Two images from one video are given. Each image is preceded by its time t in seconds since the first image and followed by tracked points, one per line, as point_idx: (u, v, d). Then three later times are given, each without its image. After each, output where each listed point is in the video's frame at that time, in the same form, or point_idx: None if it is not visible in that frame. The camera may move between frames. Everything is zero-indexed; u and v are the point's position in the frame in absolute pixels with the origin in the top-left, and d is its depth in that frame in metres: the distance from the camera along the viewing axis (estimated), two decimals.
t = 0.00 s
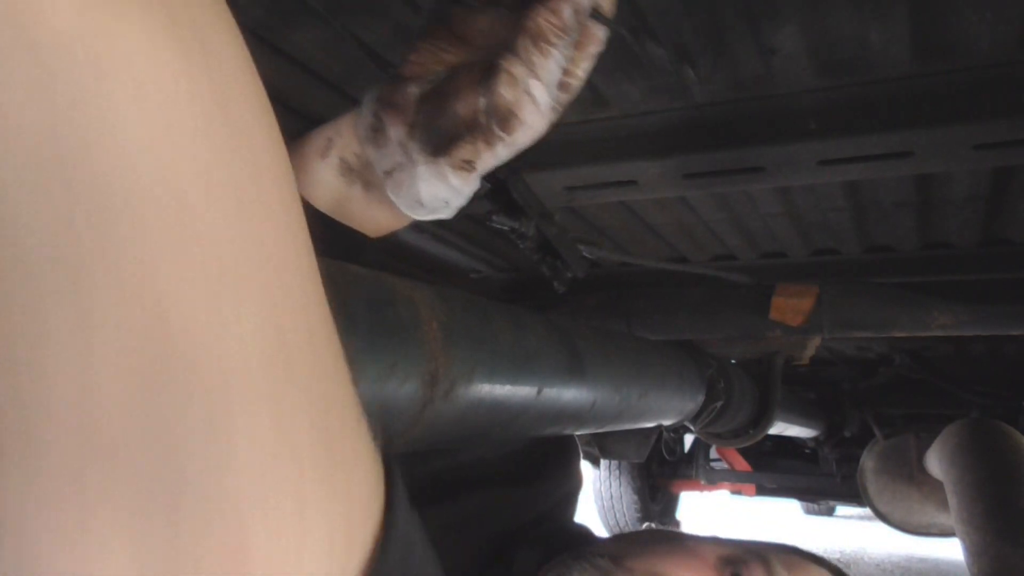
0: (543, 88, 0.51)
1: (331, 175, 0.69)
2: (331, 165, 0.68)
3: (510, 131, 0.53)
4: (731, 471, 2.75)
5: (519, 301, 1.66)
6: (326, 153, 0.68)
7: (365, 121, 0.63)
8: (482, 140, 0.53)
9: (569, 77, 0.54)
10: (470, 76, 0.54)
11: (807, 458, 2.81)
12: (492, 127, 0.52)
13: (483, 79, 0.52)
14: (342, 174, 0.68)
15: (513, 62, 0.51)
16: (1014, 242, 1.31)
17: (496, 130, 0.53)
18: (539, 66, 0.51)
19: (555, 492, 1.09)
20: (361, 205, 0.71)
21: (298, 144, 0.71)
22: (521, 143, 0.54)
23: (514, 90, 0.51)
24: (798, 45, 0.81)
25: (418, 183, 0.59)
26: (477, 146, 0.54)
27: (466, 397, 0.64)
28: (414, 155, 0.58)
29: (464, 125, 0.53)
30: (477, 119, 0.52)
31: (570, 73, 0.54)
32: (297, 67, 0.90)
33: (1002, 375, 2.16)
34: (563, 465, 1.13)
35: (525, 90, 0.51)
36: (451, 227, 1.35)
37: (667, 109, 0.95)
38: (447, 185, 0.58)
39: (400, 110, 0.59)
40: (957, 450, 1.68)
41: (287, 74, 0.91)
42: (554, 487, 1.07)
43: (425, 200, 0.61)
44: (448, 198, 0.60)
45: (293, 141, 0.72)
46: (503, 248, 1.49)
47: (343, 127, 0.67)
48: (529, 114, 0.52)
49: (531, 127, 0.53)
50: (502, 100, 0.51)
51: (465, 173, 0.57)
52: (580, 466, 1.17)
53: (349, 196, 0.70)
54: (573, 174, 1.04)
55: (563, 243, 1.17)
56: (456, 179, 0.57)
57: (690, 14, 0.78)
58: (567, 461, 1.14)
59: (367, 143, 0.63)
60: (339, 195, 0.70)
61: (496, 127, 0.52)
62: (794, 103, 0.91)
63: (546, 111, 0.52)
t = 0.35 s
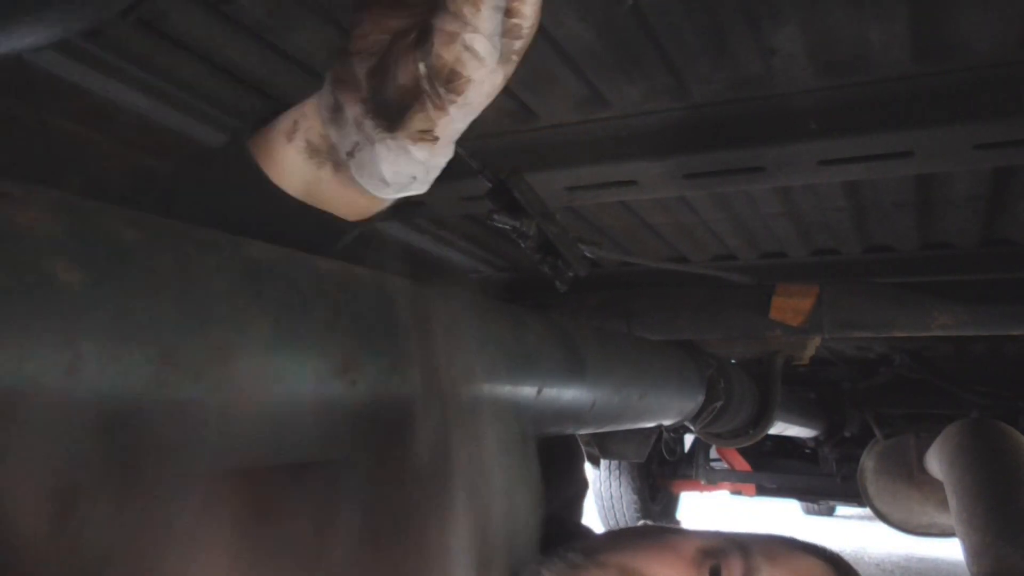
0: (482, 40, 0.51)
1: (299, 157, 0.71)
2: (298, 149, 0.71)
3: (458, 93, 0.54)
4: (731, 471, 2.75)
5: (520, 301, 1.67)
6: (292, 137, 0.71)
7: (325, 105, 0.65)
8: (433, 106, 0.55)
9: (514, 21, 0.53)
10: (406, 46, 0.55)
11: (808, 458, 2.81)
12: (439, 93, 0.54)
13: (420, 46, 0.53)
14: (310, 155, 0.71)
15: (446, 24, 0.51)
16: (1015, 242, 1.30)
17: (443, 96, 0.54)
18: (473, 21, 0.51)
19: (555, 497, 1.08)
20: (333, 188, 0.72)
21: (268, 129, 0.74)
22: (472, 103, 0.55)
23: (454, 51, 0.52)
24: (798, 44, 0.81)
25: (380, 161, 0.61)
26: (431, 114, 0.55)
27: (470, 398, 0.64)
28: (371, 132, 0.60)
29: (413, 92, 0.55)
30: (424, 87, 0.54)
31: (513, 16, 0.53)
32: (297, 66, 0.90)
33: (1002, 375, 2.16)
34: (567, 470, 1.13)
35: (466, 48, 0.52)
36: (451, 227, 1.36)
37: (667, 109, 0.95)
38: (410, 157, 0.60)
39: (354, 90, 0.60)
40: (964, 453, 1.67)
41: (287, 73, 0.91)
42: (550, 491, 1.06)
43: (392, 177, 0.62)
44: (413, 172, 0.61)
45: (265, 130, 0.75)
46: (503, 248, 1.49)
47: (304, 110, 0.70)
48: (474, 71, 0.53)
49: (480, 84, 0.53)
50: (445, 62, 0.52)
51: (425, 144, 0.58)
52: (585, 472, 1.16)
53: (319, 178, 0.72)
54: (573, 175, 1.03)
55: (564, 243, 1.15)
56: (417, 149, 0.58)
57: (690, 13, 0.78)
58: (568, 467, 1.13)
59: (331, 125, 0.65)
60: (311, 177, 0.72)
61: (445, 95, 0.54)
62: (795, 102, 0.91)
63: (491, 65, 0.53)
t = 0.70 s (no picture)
0: (505, 30, 0.52)
1: (302, 149, 0.71)
2: (301, 140, 0.71)
3: (475, 80, 0.55)
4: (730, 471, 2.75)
5: (520, 300, 1.68)
6: (295, 128, 0.71)
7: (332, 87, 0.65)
8: (446, 90, 0.56)
9: (534, 15, 0.54)
10: (426, 31, 0.56)
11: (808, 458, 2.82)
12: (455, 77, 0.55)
13: (443, 28, 0.54)
14: (313, 146, 0.71)
15: (470, 8, 0.52)
16: (1016, 242, 1.30)
17: (459, 81, 0.55)
18: (498, 9, 0.52)
19: (556, 496, 1.09)
20: (336, 178, 0.73)
21: (268, 124, 0.74)
22: (487, 91, 0.55)
23: (475, 37, 0.53)
24: (798, 44, 0.81)
25: (386, 143, 0.62)
26: (443, 99, 0.57)
27: (468, 395, 0.64)
28: (379, 114, 0.60)
29: (427, 77, 0.56)
30: (440, 71, 0.55)
31: (536, 9, 0.54)
32: (297, 66, 0.90)
33: (1003, 375, 2.16)
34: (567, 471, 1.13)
35: (488, 34, 0.52)
36: (452, 227, 1.36)
37: (667, 109, 0.95)
38: (417, 143, 0.61)
39: (365, 70, 0.61)
40: (964, 453, 1.67)
41: (287, 72, 0.91)
42: (545, 495, 1.07)
43: (396, 160, 0.63)
44: (417, 157, 0.62)
45: (262, 127, 0.76)
46: (503, 248, 1.49)
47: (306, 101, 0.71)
48: (493, 59, 0.54)
49: (497, 72, 0.54)
50: (465, 47, 0.53)
51: (432, 130, 0.59)
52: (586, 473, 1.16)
53: (321, 170, 0.73)
54: (573, 175, 1.03)
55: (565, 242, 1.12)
56: (424, 134, 0.59)
57: (689, 14, 0.78)
58: (568, 467, 1.14)
59: (335, 109, 0.65)
60: (315, 169, 0.73)
61: (460, 80, 0.55)
62: (795, 102, 0.91)
63: (511, 53, 0.54)
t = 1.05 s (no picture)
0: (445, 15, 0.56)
1: (293, 155, 0.73)
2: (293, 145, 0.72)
3: (422, 70, 0.58)
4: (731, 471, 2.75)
5: (520, 300, 1.68)
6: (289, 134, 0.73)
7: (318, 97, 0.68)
8: (401, 83, 0.58)
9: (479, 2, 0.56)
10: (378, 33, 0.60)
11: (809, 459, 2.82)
12: (403, 71, 0.58)
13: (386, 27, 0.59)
14: (302, 151, 0.72)
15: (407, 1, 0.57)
16: (1016, 242, 1.30)
17: (407, 74, 0.58)
18: None
19: (558, 497, 1.09)
20: (324, 182, 0.74)
21: (265, 133, 0.76)
22: (438, 80, 0.58)
23: (415, 27, 0.57)
24: (798, 44, 0.82)
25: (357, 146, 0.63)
26: (400, 93, 0.59)
27: (467, 396, 0.64)
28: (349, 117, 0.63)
29: (383, 72, 0.59)
30: (390, 66, 0.58)
31: None
32: (298, 67, 0.90)
33: (1002, 375, 2.16)
34: (568, 476, 1.13)
35: (425, 23, 0.56)
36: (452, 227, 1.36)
37: (667, 109, 0.95)
38: (387, 142, 0.62)
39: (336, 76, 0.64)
40: (964, 453, 1.67)
41: (288, 73, 0.91)
42: (546, 494, 1.07)
43: (371, 161, 0.64)
44: (391, 156, 0.63)
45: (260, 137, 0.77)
46: (503, 249, 1.49)
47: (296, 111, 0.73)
48: (435, 47, 0.57)
49: (443, 59, 0.58)
50: (406, 37, 0.57)
51: (400, 126, 0.60)
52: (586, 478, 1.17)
53: (310, 175, 0.73)
54: (573, 175, 1.03)
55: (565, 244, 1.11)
56: (393, 132, 0.61)
57: (689, 14, 0.78)
58: (568, 467, 1.14)
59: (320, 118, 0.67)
60: (305, 175, 0.74)
61: (412, 69, 0.58)
62: (796, 102, 0.91)
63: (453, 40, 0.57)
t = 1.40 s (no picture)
0: (407, 27, 0.56)
1: (291, 158, 0.73)
2: (290, 148, 0.72)
3: (398, 83, 0.58)
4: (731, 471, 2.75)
5: (519, 301, 1.68)
6: (286, 137, 0.73)
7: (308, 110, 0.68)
8: (380, 99, 0.59)
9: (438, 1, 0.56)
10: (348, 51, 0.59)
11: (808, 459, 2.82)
12: (379, 88, 0.58)
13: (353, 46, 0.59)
14: (300, 156, 0.72)
15: (369, 20, 0.56)
16: (1016, 242, 1.30)
17: (384, 90, 0.58)
18: (395, 13, 0.55)
19: (558, 497, 1.10)
20: (321, 186, 0.74)
21: (263, 135, 0.76)
22: (414, 89, 0.59)
23: (381, 44, 0.56)
24: (798, 44, 0.81)
25: (349, 163, 0.64)
26: (381, 107, 0.59)
27: (467, 396, 0.64)
28: (337, 134, 0.64)
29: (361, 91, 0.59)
30: (366, 85, 0.59)
31: None
32: (297, 66, 0.90)
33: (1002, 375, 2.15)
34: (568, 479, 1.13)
35: (390, 38, 0.56)
36: (453, 227, 1.37)
37: (667, 109, 0.95)
38: (378, 155, 0.62)
39: (321, 92, 0.64)
40: (965, 453, 1.67)
41: (287, 73, 0.91)
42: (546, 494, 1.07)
43: (364, 175, 0.65)
44: (384, 169, 0.63)
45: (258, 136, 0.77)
46: (503, 249, 1.49)
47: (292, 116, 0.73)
48: (406, 58, 0.57)
49: (417, 68, 0.58)
50: (375, 57, 0.57)
51: (388, 139, 0.61)
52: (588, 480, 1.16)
53: (307, 179, 0.74)
54: (573, 175, 1.03)
55: (565, 244, 1.11)
56: (382, 145, 0.61)
57: (689, 13, 0.78)
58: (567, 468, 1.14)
59: (311, 129, 0.67)
60: (301, 177, 0.74)
61: (388, 84, 0.58)
62: (795, 102, 0.91)
63: (421, 47, 0.57)
